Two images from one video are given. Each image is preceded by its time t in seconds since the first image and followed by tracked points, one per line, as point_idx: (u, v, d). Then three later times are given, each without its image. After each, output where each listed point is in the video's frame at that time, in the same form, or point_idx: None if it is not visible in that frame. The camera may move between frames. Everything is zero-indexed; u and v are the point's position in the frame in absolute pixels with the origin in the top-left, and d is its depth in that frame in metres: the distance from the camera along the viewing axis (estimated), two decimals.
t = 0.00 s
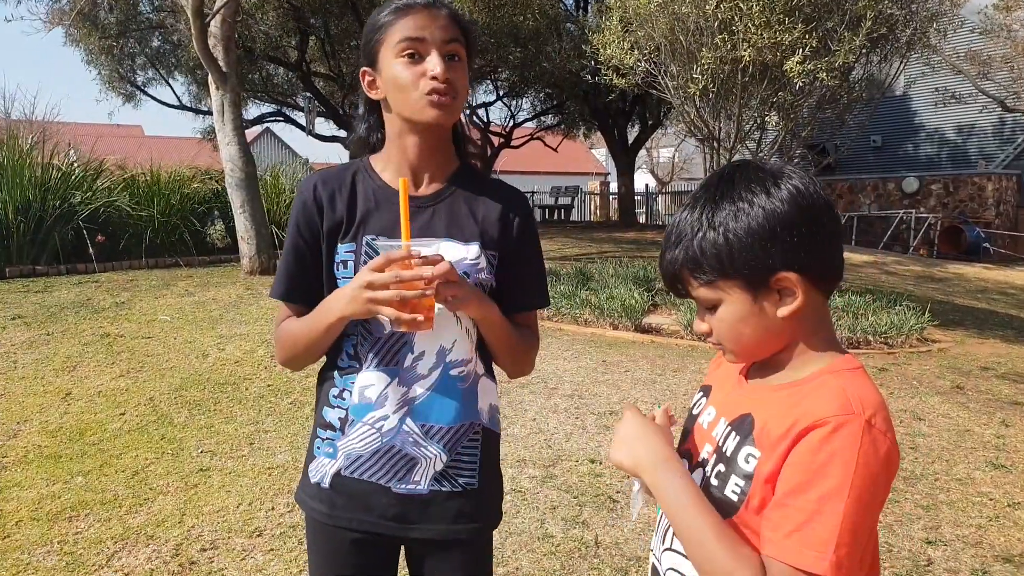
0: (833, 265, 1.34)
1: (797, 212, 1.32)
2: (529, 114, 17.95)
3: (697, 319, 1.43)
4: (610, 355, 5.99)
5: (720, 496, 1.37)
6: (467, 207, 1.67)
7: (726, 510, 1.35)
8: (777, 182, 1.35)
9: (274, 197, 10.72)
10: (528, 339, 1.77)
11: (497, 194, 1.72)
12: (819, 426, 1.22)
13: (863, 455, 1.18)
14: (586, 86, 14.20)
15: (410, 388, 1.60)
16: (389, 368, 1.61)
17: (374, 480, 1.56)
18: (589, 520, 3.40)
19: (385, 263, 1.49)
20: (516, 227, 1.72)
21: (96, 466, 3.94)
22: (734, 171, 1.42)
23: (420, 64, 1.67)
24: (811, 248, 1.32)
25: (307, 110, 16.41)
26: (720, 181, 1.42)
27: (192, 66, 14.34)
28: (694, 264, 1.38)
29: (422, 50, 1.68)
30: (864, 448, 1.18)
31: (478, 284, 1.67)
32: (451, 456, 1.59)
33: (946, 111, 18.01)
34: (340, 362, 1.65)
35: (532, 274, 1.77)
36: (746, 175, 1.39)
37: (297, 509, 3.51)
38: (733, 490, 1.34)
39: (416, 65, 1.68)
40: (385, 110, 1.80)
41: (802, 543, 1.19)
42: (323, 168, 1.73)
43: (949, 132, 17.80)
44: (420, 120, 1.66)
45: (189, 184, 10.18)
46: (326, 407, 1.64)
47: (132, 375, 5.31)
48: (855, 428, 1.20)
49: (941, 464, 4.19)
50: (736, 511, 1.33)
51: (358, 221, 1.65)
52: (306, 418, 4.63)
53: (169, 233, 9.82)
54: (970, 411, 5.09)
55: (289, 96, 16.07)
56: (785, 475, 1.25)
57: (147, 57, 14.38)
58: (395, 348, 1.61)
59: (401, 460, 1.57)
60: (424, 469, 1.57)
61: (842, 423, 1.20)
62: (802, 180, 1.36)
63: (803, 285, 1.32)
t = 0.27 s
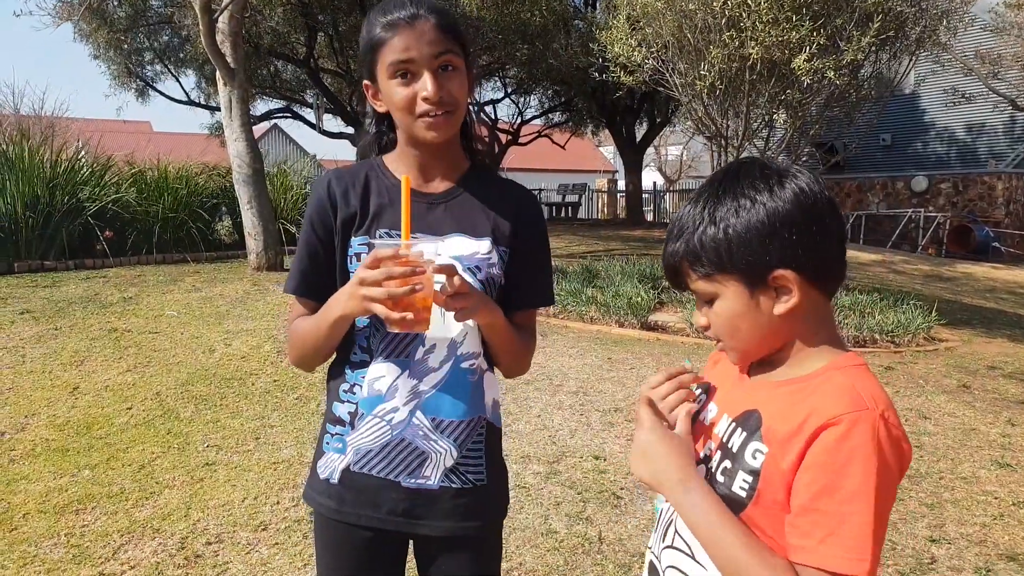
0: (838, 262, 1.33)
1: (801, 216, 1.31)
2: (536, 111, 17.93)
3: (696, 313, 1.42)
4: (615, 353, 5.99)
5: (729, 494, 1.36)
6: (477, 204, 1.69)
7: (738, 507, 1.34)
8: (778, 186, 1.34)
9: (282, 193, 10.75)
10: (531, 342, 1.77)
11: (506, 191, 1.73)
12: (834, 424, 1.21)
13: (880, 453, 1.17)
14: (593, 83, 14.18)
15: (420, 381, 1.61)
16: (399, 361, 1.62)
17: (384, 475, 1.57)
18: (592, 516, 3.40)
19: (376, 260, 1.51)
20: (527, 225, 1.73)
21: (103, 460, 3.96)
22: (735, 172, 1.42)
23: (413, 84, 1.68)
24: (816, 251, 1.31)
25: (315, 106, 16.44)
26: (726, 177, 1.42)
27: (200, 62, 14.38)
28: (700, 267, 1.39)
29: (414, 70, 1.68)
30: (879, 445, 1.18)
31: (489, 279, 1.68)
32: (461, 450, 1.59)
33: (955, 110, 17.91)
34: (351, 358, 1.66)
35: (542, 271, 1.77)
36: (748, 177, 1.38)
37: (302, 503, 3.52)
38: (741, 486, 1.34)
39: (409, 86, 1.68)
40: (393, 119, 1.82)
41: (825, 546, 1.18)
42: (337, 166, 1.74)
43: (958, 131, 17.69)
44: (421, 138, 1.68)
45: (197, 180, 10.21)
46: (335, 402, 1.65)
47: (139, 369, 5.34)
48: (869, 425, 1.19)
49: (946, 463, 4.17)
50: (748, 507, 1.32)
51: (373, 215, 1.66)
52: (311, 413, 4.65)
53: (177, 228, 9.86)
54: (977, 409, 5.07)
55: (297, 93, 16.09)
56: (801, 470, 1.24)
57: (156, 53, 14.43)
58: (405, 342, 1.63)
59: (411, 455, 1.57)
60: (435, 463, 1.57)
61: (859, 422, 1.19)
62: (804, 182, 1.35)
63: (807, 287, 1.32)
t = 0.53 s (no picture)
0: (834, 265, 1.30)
1: (796, 218, 1.29)
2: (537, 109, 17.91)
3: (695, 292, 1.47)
4: (617, 351, 5.98)
5: (711, 491, 1.36)
6: (480, 203, 1.68)
7: (718, 506, 1.34)
8: (776, 186, 1.32)
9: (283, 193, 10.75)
10: (532, 342, 1.76)
11: (509, 189, 1.73)
12: (814, 430, 1.20)
13: (861, 461, 1.16)
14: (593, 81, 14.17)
15: (422, 382, 1.60)
16: (401, 361, 1.61)
17: (386, 475, 1.56)
18: (594, 515, 3.40)
19: (374, 261, 1.50)
20: (529, 225, 1.72)
21: (105, 462, 3.96)
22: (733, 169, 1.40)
23: (415, 78, 1.67)
24: (811, 255, 1.29)
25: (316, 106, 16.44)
26: (733, 173, 1.40)
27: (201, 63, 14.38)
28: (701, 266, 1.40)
29: (416, 64, 1.67)
30: (859, 454, 1.16)
31: (492, 279, 1.67)
32: (463, 451, 1.59)
33: (957, 105, 17.86)
34: (353, 357, 1.65)
35: (545, 270, 1.76)
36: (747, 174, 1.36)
37: (303, 503, 3.52)
38: (722, 484, 1.34)
39: (411, 81, 1.67)
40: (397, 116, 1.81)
41: (801, 552, 1.18)
42: (341, 165, 1.73)
43: (959, 128, 17.59)
44: (424, 134, 1.67)
45: (198, 180, 10.22)
46: (338, 402, 1.64)
47: (141, 370, 5.34)
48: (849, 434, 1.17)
49: (948, 459, 4.16)
50: (728, 505, 1.32)
51: (376, 214, 1.66)
52: (313, 413, 4.65)
53: (179, 229, 9.86)
54: (978, 405, 5.05)
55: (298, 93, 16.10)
56: (782, 473, 1.23)
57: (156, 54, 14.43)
58: (407, 342, 1.62)
59: (413, 455, 1.56)
60: (437, 463, 1.57)
61: (840, 430, 1.18)
62: (806, 181, 1.32)
63: (797, 290, 1.31)
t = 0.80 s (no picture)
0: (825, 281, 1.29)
1: (783, 231, 1.28)
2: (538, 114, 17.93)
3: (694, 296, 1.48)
4: (616, 355, 5.98)
5: (689, 497, 1.37)
6: (485, 211, 1.68)
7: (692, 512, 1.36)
8: (770, 197, 1.32)
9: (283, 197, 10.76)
10: (536, 350, 1.76)
11: (514, 196, 1.72)
12: (781, 444, 1.20)
13: (822, 483, 1.15)
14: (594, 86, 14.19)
15: (426, 388, 1.60)
16: (405, 367, 1.61)
17: (391, 481, 1.55)
18: (593, 521, 3.39)
19: (378, 269, 1.48)
20: (535, 232, 1.72)
21: (103, 466, 3.95)
22: (734, 177, 1.40)
23: (426, 86, 1.67)
24: (801, 268, 1.28)
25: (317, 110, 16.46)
26: (731, 181, 1.40)
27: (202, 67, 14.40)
28: (697, 272, 1.42)
29: (428, 72, 1.67)
30: (821, 472, 1.16)
31: (496, 285, 1.67)
32: (468, 457, 1.58)
33: (956, 111, 17.88)
34: (357, 362, 1.65)
35: (549, 277, 1.75)
36: (750, 181, 1.36)
37: (301, 508, 3.51)
38: (699, 492, 1.35)
39: (423, 88, 1.67)
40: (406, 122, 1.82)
41: (751, 563, 1.18)
42: (349, 170, 1.73)
43: (958, 133, 17.64)
44: (432, 141, 1.68)
45: (198, 184, 10.22)
46: (342, 408, 1.63)
47: (140, 374, 5.33)
48: (814, 450, 1.17)
49: (947, 465, 4.15)
50: (700, 513, 1.34)
51: (382, 219, 1.66)
52: (312, 418, 4.64)
53: (179, 233, 9.85)
54: (978, 411, 5.05)
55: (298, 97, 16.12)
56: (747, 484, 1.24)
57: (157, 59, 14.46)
58: (411, 348, 1.61)
59: (418, 461, 1.56)
60: (441, 469, 1.56)
61: (806, 447, 1.18)
62: (806, 196, 1.30)
63: (784, 303, 1.30)
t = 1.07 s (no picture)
0: (806, 294, 1.28)
1: (756, 242, 1.30)
2: (537, 126, 17.98)
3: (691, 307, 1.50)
4: (616, 367, 5.97)
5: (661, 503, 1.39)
6: (493, 225, 1.69)
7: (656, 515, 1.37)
8: (761, 208, 1.33)
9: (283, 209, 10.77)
10: (546, 363, 1.75)
11: (521, 211, 1.73)
12: (730, 437, 1.23)
13: (753, 474, 1.17)
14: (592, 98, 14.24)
15: (438, 405, 1.60)
16: (416, 384, 1.61)
17: (406, 500, 1.55)
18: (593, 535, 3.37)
19: (390, 288, 1.49)
20: (543, 247, 1.73)
21: (101, 480, 3.94)
22: (731, 186, 1.41)
23: (439, 105, 1.68)
24: (781, 279, 1.28)
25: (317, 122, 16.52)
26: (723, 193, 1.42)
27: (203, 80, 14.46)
28: (687, 276, 1.44)
29: (443, 92, 1.68)
30: (757, 473, 1.17)
31: (505, 300, 1.68)
32: (480, 472, 1.58)
33: (954, 122, 17.93)
34: (368, 379, 1.64)
35: (557, 290, 1.76)
36: (745, 190, 1.37)
37: (299, 523, 3.49)
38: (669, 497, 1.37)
39: (436, 107, 1.68)
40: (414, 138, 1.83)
41: (666, 538, 1.19)
42: (357, 186, 1.74)
43: (957, 143, 17.68)
44: (442, 159, 1.68)
45: (198, 196, 10.24)
46: (355, 426, 1.63)
47: (138, 387, 5.32)
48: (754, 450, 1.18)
49: (948, 478, 4.13)
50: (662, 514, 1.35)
51: (392, 236, 1.67)
52: (312, 431, 4.63)
53: (179, 244, 9.84)
54: (978, 423, 5.03)
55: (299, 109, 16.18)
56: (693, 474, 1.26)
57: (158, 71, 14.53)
58: (421, 365, 1.62)
59: (431, 478, 1.56)
60: (454, 486, 1.56)
61: (747, 445, 1.19)
62: (801, 212, 1.31)
63: (764, 312, 1.31)
